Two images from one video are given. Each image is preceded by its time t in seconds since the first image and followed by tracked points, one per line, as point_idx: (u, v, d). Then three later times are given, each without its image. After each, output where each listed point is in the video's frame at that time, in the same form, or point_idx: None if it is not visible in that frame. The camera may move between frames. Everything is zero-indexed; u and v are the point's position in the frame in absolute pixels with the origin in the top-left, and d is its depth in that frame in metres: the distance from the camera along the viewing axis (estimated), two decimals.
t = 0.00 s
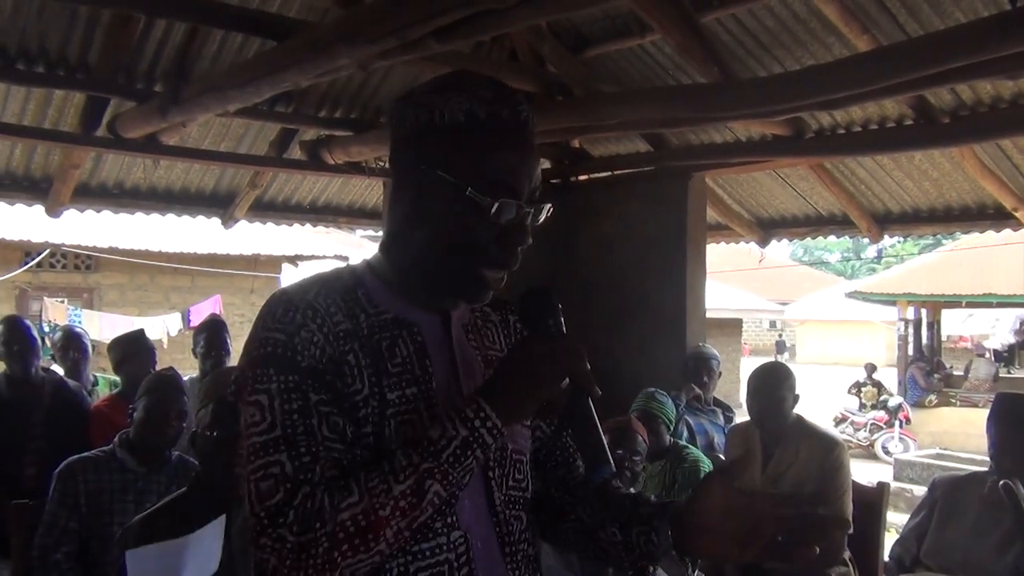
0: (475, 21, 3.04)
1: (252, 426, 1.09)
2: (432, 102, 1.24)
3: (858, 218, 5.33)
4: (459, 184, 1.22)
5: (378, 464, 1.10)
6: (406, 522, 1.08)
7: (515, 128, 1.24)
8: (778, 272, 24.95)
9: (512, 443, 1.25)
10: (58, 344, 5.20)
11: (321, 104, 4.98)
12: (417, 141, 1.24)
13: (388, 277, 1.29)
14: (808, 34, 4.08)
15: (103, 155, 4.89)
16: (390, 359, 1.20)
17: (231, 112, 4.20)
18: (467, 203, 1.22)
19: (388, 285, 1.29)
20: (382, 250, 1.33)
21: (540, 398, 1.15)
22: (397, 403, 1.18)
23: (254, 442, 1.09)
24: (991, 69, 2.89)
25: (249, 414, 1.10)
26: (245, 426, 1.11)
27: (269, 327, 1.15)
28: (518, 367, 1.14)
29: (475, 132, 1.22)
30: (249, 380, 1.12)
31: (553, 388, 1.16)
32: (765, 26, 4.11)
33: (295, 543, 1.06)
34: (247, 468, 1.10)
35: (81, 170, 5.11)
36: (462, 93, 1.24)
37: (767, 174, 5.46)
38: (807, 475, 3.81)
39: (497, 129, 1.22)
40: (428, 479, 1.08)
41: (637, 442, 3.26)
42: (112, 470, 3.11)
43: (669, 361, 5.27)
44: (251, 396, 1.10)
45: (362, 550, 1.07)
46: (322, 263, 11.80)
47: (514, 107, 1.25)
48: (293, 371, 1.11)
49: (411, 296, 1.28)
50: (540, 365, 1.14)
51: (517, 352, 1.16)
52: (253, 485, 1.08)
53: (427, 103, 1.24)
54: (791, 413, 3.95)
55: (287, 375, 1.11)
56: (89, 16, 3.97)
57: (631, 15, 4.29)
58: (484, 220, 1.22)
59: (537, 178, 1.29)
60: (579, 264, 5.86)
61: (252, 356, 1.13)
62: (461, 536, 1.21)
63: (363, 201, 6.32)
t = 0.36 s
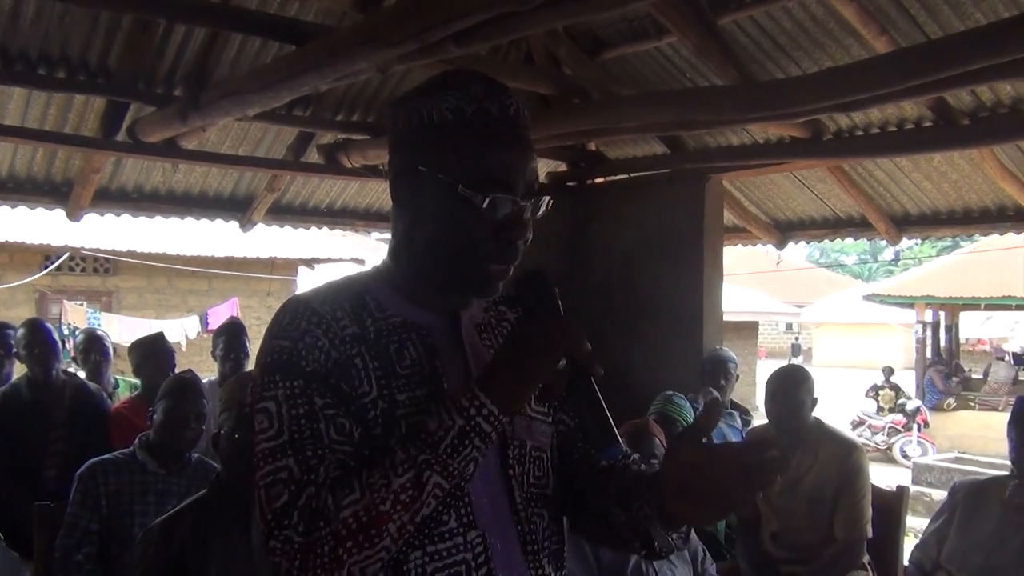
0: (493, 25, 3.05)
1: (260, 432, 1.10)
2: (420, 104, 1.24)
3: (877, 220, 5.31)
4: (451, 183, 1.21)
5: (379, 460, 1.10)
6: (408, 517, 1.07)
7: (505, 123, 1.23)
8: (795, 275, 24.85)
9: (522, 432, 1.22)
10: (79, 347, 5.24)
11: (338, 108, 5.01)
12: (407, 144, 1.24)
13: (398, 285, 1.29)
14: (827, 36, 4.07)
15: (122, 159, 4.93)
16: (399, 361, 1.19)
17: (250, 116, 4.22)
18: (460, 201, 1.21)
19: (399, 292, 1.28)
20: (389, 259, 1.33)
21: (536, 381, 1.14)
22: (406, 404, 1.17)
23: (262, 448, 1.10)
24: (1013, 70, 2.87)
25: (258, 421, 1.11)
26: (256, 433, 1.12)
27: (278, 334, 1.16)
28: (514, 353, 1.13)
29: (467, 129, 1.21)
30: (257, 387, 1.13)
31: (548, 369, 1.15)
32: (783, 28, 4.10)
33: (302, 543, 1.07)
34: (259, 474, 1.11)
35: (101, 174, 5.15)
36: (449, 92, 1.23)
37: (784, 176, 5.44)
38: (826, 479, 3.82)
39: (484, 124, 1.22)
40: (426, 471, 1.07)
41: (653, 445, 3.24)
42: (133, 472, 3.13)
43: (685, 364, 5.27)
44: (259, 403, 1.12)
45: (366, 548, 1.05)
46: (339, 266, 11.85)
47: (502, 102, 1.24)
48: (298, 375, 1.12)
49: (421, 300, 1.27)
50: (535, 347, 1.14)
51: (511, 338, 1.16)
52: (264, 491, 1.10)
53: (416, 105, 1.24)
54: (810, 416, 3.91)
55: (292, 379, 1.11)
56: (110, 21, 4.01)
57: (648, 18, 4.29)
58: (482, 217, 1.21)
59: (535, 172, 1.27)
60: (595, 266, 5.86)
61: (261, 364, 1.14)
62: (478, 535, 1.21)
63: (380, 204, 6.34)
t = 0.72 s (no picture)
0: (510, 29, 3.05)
1: (270, 450, 1.04)
2: (424, 110, 1.17)
3: (895, 223, 5.28)
4: (460, 189, 1.15)
5: (395, 475, 1.05)
6: (426, 534, 1.02)
7: (512, 126, 1.18)
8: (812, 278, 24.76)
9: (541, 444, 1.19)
10: (99, 351, 5.28)
11: (355, 112, 5.02)
12: (413, 151, 1.17)
13: (405, 289, 1.21)
14: (844, 38, 4.05)
15: (141, 164, 4.97)
16: (410, 372, 1.13)
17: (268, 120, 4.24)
18: (470, 208, 1.14)
19: (405, 297, 1.20)
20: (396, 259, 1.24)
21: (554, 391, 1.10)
22: (420, 416, 1.11)
23: (274, 466, 1.04)
24: None
25: (268, 438, 1.05)
26: (266, 451, 1.06)
27: (287, 347, 1.09)
28: (529, 364, 1.10)
29: (473, 133, 1.15)
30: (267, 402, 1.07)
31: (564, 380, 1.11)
32: (800, 31, 4.09)
33: (318, 565, 1.01)
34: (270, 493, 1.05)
35: (120, 179, 5.19)
36: (453, 97, 1.17)
37: (801, 179, 5.43)
38: (844, 484, 3.79)
39: (493, 128, 1.16)
40: (443, 486, 1.03)
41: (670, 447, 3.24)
42: (151, 475, 3.15)
43: (702, 367, 5.25)
44: (269, 419, 1.05)
45: (383, 567, 1.00)
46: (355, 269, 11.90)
47: (508, 105, 1.19)
48: (308, 391, 1.06)
49: (428, 307, 1.20)
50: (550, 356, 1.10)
51: (525, 346, 1.12)
52: (276, 511, 1.04)
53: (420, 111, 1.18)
54: (827, 421, 3.87)
55: (302, 395, 1.05)
56: (129, 26, 4.04)
57: (665, 21, 4.29)
58: (493, 223, 1.14)
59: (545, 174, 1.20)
60: (611, 270, 5.84)
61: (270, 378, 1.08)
62: (493, 546, 1.17)
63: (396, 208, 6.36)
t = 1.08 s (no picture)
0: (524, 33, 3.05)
1: (291, 458, 0.98)
2: (439, 106, 1.14)
3: (910, 227, 5.25)
4: (482, 186, 1.12)
5: (423, 482, 1.00)
6: (460, 542, 0.98)
7: (531, 124, 1.15)
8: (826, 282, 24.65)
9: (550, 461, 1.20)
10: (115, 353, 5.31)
11: (369, 116, 5.04)
12: (428, 149, 1.14)
13: (414, 291, 1.19)
14: (860, 42, 4.03)
15: (157, 168, 5.00)
16: (427, 377, 1.11)
17: (283, 124, 4.25)
18: (494, 204, 1.12)
19: (416, 300, 1.19)
20: (403, 257, 1.24)
21: (583, 396, 1.08)
22: (439, 423, 1.09)
23: (295, 476, 0.98)
24: None
25: (287, 447, 0.99)
26: (283, 461, 1.00)
27: (303, 352, 1.03)
28: (557, 367, 1.07)
29: (494, 131, 1.12)
30: (284, 410, 1.00)
31: (594, 385, 1.09)
32: (815, 34, 4.08)
33: None
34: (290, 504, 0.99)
35: (136, 183, 5.23)
36: (471, 91, 1.14)
37: (815, 183, 5.41)
38: (859, 489, 3.78)
39: (512, 125, 1.13)
40: (478, 493, 0.99)
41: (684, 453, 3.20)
42: (166, 478, 3.17)
43: (717, 371, 5.23)
44: (288, 427, 0.99)
45: None
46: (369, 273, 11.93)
47: (526, 102, 1.16)
48: (331, 398, 1.00)
49: (438, 311, 1.19)
50: (578, 359, 1.08)
51: (550, 349, 1.10)
52: (298, 523, 0.98)
53: (437, 106, 1.14)
54: (843, 426, 3.86)
55: (325, 402, 1.00)
56: (146, 31, 4.07)
57: (679, 24, 4.28)
58: (516, 222, 1.12)
59: (558, 173, 1.19)
60: (624, 272, 5.83)
61: (286, 385, 1.02)
62: (506, 553, 1.16)
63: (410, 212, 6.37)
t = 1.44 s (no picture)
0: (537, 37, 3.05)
1: (311, 464, 0.96)
2: (438, 101, 1.12)
3: (924, 230, 5.22)
4: (490, 176, 1.12)
5: (447, 483, 1.00)
6: (489, 541, 0.98)
7: (531, 116, 1.15)
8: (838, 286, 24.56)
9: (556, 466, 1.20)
10: (128, 355, 5.34)
11: (381, 119, 5.05)
12: (431, 146, 1.13)
13: (418, 293, 1.18)
14: (873, 45, 4.02)
15: (170, 171, 5.03)
16: (438, 379, 1.11)
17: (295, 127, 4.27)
18: (503, 192, 1.12)
19: (422, 303, 1.18)
20: (404, 260, 1.22)
21: (603, 391, 1.09)
22: (452, 424, 1.09)
23: (317, 481, 0.96)
24: None
25: (306, 452, 0.97)
26: (300, 466, 0.98)
27: (316, 355, 1.02)
28: (577, 364, 1.07)
29: (497, 123, 1.12)
30: (301, 415, 0.99)
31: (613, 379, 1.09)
32: (829, 37, 4.07)
33: None
34: (311, 511, 0.97)
35: (149, 185, 5.26)
36: (470, 85, 1.12)
37: (828, 186, 5.40)
38: (872, 494, 3.76)
39: (513, 117, 1.13)
40: (506, 491, 0.99)
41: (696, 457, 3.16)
42: (178, 480, 3.18)
43: (729, 375, 5.21)
44: (306, 432, 0.97)
45: None
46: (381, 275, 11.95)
47: (523, 92, 1.15)
48: (350, 401, 0.99)
49: (445, 312, 1.18)
50: (597, 356, 1.08)
51: (568, 345, 1.10)
52: (321, 529, 0.95)
53: (436, 102, 1.12)
54: (855, 430, 3.83)
55: (343, 405, 0.99)
56: (160, 35, 4.10)
57: (692, 27, 4.28)
58: (525, 210, 1.12)
59: (557, 163, 1.19)
60: (635, 276, 5.82)
61: (300, 389, 1.00)
62: (517, 556, 1.15)
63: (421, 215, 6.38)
